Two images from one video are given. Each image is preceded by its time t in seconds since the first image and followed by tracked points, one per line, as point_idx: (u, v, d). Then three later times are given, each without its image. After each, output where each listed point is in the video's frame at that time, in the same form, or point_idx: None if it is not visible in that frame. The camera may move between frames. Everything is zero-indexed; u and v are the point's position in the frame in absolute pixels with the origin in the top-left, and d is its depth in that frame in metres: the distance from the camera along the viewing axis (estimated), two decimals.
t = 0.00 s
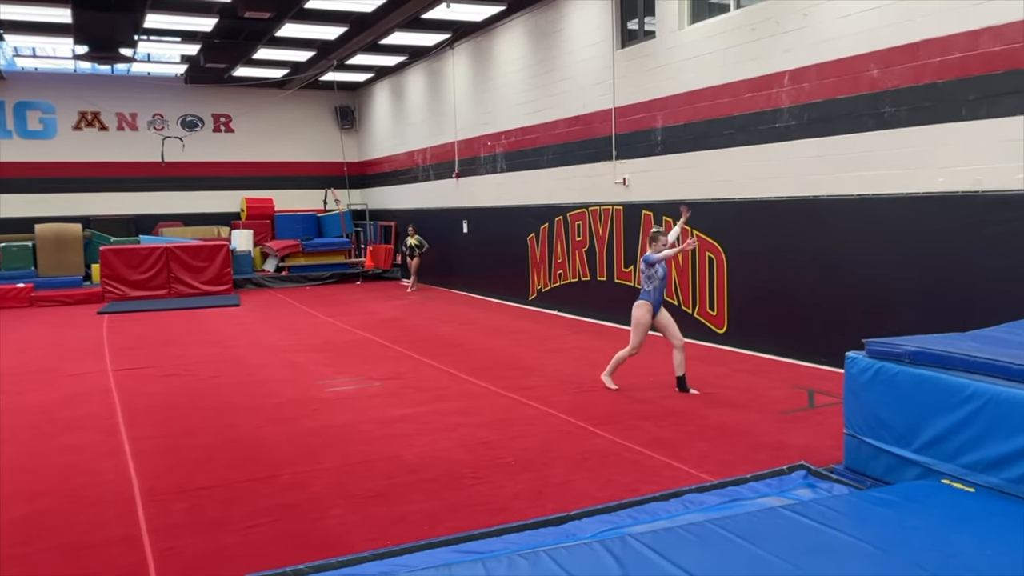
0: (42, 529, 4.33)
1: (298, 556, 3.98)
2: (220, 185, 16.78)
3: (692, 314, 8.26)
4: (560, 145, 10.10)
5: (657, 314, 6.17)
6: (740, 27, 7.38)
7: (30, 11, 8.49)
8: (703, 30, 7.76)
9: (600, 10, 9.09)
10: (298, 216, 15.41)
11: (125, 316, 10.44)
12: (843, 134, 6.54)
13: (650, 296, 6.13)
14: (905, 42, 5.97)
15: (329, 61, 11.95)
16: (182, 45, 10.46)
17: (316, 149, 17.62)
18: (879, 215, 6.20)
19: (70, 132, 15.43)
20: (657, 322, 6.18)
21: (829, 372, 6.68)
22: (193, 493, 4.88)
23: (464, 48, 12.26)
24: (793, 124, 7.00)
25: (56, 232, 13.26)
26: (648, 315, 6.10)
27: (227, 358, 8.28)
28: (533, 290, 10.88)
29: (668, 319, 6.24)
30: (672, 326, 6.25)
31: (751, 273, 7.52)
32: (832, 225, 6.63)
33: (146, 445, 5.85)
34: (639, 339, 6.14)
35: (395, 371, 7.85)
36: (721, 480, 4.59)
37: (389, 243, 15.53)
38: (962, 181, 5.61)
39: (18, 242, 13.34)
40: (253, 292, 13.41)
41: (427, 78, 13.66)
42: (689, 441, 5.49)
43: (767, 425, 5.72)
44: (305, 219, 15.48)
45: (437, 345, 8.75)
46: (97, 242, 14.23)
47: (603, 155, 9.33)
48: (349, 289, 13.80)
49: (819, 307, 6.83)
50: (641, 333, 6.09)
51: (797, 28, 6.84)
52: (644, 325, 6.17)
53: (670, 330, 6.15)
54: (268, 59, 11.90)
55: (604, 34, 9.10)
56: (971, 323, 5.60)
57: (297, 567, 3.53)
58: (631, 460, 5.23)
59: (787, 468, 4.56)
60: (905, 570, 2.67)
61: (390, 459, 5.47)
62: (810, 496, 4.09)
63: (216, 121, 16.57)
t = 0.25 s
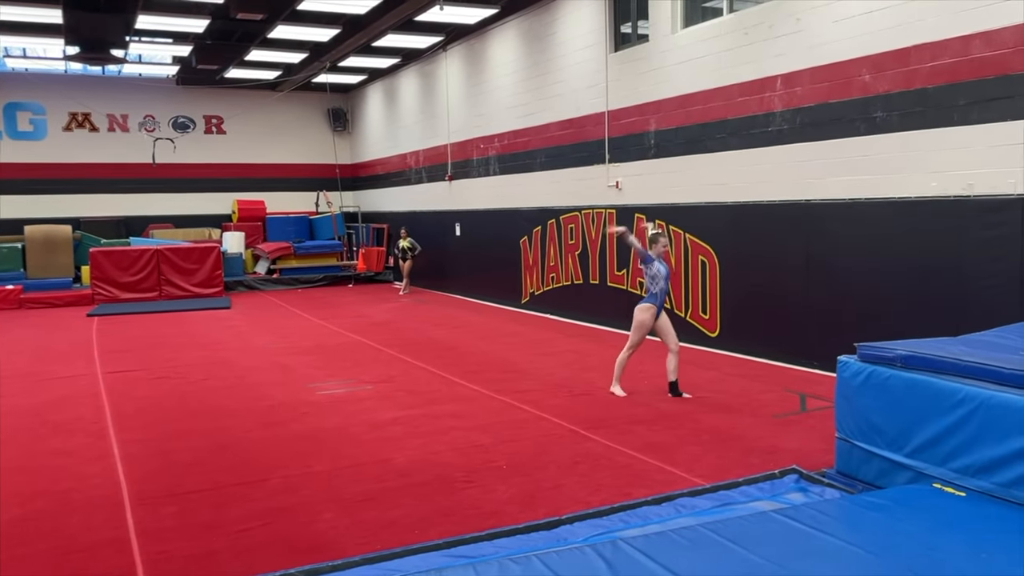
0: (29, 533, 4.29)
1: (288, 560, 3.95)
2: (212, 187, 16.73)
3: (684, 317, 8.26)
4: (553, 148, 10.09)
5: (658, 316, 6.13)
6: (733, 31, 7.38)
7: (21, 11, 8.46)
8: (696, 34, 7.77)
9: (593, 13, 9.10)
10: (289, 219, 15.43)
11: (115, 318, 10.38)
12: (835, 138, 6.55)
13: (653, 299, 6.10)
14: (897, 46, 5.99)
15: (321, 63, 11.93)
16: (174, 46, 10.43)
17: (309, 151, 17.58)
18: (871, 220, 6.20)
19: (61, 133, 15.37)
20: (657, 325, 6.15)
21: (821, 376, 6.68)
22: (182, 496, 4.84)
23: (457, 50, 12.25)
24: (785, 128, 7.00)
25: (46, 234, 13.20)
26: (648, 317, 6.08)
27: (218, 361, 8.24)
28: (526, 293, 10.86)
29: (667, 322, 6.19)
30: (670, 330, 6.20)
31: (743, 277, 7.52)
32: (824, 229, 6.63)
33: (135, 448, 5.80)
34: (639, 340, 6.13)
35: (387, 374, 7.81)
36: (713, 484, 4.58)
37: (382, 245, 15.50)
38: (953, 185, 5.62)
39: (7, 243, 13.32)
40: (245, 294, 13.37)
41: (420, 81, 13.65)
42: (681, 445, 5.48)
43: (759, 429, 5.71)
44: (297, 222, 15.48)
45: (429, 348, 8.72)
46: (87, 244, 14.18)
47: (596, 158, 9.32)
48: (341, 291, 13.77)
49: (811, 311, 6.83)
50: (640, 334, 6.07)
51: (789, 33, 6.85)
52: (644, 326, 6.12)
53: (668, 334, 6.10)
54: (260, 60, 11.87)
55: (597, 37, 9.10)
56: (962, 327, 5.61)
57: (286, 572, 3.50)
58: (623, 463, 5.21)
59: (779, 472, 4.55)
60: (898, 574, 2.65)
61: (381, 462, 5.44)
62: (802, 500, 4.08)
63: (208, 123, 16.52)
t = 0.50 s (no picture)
0: (21, 536, 4.27)
1: (282, 564, 3.93)
2: (207, 190, 16.70)
3: (679, 321, 8.26)
4: (548, 151, 10.11)
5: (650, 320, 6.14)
6: (728, 35, 7.40)
7: (16, 12, 8.46)
8: (691, 37, 7.78)
9: (588, 17, 9.13)
10: (284, 222, 15.39)
11: (108, 321, 10.36)
12: (829, 142, 6.57)
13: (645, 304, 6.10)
14: (891, 51, 6.01)
15: (316, 66, 11.94)
16: (169, 48, 10.44)
17: (304, 154, 17.57)
18: (866, 223, 6.22)
19: (55, 135, 15.33)
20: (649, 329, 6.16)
21: (815, 379, 6.69)
22: (175, 500, 4.82)
23: (452, 54, 12.27)
24: (780, 132, 7.02)
25: (40, 235, 13.13)
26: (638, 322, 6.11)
27: (212, 364, 8.22)
28: (521, 296, 10.87)
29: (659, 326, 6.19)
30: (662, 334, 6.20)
31: (737, 281, 7.53)
32: (819, 233, 6.65)
33: (128, 451, 5.78)
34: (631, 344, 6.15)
35: (382, 377, 7.81)
36: (707, 487, 4.58)
37: (377, 248, 15.49)
38: (947, 189, 5.64)
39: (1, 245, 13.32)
40: (239, 297, 13.34)
41: (415, 84, 13.66)
42: (675, 448, 5.48)
43: (753, 433, 5.72)
44: (291, 225, 15.44)
45: (423, 351, 8.72)
46: (80, 246, 14.17)
47: (591, 162, 9.34)
48: (335, 294, 13.75)
49: (805, 315, 6.84)
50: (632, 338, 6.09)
51: (784, 37, 6.88)
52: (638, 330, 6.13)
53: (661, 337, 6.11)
54: (255, 63, 11.87)
55: (592, 40, 9.12)
56: (956, 331, 5.63)
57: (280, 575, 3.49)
58: (617, 467, 5.21)
59: (773, 475, 4.55)
60: None
61: (375, 465, 5.43)
62: (796, 503, 4.09)
63: (202, 125, 16.49)
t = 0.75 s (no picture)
0: (17, 538, 4.26)
1: (279, 565, 3.93)
2: (205, 191, 16.69)
3: (677, 322, 8.28)
4: (546, 153, 10.13)
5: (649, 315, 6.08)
6: (726, 37, 7.42)
7: (15, 13, 8.47)
8: (690, 40, 7.79)
9: (586, 19, 9.14)
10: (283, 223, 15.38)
11: (106, 322, 10.35)
12: (827, 145, 6.58)
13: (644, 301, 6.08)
14: (889, 54, 6.03)
15: (315, 68, 11.95)
16: (167, 49, 10.44)
17: (302, 155, 17.57)
18: (863, 226, 6.23)
19: (52, 136, 15.32)
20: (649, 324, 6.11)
21: (812, 381, 6.70)
22: (173, 501, 4.82)
23: (450, 55, 12.28)
24: (777, 134, 7.03)
25: (38, 236, 13.16)
26: (637, 317, 6.08)
27: (209, 365, 8.21)
28: (519, 298, 10.87)
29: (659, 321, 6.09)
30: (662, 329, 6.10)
31: (735, 283, 7.55)
32: (816, 235, 6.67)
33: (125, 452, 5.77)
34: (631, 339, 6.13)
35: (379, 378, 7.80)
36: (704, 489, 4.59)
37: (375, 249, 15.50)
38: (945, 192, 5.66)
39: None
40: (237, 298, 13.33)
41: (414, 85, 13.67)
42: (673, 450, 5.48)
43: (751, 434, 5.73)
44: (290, 226, 15.44)
45: (421, 353, 8.72)
46: (78, 247, 14.16)
47: (590, 164, 9.35)
48: (333, 295, 13.75)
49: (802, 317, 6.86)
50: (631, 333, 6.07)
51: (782, 39, 6.89)
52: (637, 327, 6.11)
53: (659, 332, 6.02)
54: (253, 64, 11.87)
55: (590, 42, 9.13)
56: (952, 334, 5.65)
57: None
58: (615, 468, 5.21)
59: (770, 477, 4.56)
60: None
61: (373, 467, 5.43)
62: (793, 505, 4.10)
63: (201, 126, 16.49)
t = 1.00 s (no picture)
0: (15, 538, 4.26)
1: (277, 566, 3.94)
2: (204, 192, 16.70)
3: (676, 324, 8.29)
4: (544, 155, 10.14)
5: (652, 322, 6.08)
6: (724, 40, 7.43)
7: (15, 14, 8.48)
8: (689, 43, 7.80)
9: (585, 21, 9.16)
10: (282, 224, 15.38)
11: (104, 323, 10.35)
12: (825, 147, 6.59)
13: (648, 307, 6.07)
14: (887, 57, 6.04)
15: (315, 69, 11.96)
16: (167, 50, 10.46)
17: (301, 156, 17.58)
18: (862, 229, 6.25)
19: (52, 136, 15.32)
20: (653, 331, 6.09)
21: (810, 384, 6.72)
22: (171, 501, 4.83)
23: (450, 57, 12.30)
24: (776, 137, 7.05)
25: (37, 236, 13.15)
26: (642, 325, 6.12)
27: (208, 366, 8.22)
28: (517, 299, 10.89)
29: (661, 327, 6.03)
30: (664, 336, 6.03)
31: (734, 285, 7.56)
32: (815, 237, 6.68)
33: (123, 453, 5.77)
34: (638, 347, 6.14)
35: (378, 380, 7.81)
36: (702, 491, 4.60)
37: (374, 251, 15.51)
38: (942, 195, 5.67)
39: None
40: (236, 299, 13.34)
41: (413, 87, 13.68)
42: (671, 452, 5.49)
43: (748, 437, 5.74)
44: (289, 227, 15.45)
45: (420, 354, 8.73)
46: (77, 247, 14.15)
47: (588, 166, 9.36)
48: (332, 296, 13.77)
49: (801, 319, 6.87)
50: (637, 342, 6.08)
51: (781, 42, 6.91)
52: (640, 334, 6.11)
53: (659, 338, 5.95)
54: (252, 65, 11.89)
55: (589, 45, 9.15)
56: (949, 337, 5.66)
57: None
58: (613, 470, 5.22)
59: (768, 479, 4.57)
60: None
61: (371, 468, 5.44)
62: (791, 507, 4.11)
63: (200, 127, 16.50)
